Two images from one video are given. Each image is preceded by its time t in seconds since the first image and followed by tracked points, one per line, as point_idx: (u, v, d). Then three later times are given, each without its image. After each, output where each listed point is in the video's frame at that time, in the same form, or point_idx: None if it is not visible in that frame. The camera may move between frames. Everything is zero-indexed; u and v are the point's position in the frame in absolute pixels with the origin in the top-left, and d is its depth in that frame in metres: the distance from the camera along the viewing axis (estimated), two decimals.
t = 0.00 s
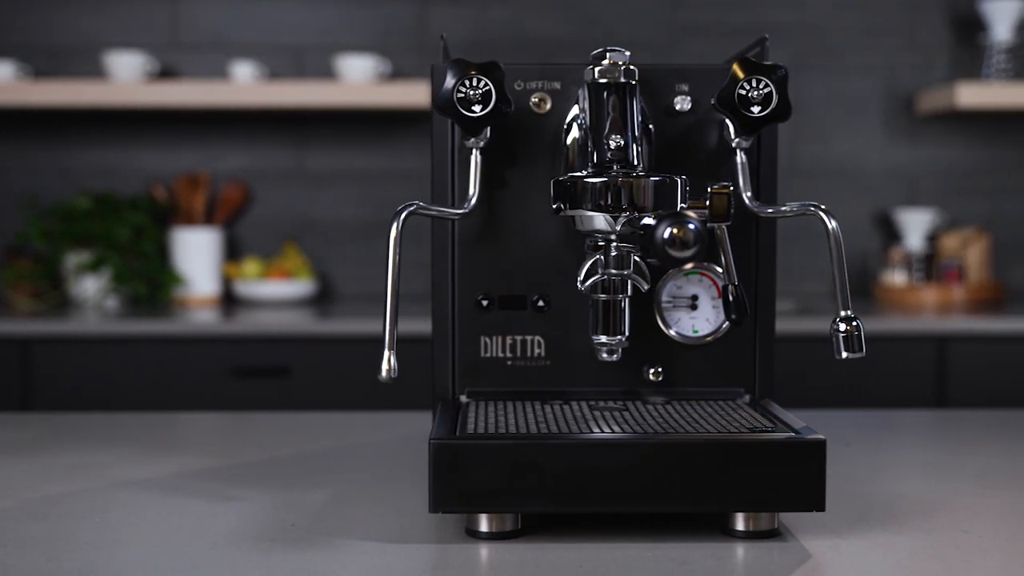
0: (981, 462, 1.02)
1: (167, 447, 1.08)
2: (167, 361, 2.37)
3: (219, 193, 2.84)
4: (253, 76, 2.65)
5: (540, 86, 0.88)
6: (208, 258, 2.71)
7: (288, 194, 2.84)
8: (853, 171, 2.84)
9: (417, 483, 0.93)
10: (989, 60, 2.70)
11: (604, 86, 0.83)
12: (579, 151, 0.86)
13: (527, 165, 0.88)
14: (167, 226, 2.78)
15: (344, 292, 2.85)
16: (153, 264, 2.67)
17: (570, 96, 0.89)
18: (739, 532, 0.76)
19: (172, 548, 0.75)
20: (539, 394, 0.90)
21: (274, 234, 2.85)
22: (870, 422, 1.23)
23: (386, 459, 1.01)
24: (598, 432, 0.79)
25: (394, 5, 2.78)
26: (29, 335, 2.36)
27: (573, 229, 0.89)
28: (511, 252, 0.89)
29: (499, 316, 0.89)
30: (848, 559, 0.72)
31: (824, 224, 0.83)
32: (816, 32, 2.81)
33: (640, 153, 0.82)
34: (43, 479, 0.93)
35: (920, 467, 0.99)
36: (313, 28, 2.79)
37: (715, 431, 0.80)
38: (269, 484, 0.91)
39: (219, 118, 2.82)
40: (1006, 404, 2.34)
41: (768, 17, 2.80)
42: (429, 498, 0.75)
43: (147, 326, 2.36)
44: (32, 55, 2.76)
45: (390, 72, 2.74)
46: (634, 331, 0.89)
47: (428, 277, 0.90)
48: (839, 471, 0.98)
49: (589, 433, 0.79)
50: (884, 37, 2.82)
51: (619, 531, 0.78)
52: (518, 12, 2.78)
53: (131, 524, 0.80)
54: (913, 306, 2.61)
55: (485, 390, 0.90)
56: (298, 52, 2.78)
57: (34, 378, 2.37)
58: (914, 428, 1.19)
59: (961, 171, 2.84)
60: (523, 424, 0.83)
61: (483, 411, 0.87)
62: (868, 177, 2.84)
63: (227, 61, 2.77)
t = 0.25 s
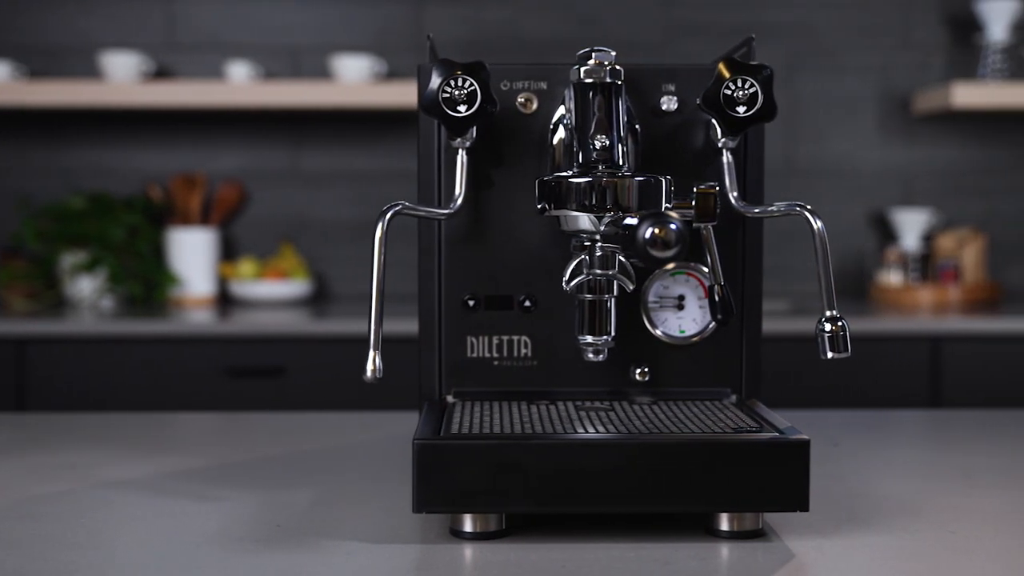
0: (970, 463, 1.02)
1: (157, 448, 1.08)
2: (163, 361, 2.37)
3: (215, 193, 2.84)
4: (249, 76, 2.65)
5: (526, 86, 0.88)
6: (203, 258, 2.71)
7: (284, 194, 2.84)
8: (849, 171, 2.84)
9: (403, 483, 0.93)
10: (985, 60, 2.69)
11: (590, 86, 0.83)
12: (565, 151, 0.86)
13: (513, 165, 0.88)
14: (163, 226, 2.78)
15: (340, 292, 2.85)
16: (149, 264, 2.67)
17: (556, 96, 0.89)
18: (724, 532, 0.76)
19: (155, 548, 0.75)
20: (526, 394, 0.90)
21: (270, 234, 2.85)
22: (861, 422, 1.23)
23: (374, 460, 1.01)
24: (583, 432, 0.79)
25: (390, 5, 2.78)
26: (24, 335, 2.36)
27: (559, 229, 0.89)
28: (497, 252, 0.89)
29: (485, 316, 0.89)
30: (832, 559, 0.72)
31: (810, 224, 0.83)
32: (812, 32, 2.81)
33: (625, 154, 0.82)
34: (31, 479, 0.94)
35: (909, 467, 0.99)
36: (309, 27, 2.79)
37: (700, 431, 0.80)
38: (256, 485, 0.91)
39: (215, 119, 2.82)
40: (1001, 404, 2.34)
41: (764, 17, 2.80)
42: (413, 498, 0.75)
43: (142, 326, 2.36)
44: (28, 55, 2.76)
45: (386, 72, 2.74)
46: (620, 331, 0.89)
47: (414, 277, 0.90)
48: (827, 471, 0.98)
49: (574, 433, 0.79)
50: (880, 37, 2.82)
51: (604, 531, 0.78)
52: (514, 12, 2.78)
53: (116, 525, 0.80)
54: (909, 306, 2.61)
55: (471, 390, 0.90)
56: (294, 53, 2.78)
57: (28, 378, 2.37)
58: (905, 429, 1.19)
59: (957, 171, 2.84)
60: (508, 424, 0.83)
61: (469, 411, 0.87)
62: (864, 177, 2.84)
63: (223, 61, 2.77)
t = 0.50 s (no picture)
0: (959, 463, 1.02)
1: (145, 448, 1.08)
2: (159, 361, 2.37)
3: (211, 193, 2.84)
4: (245, 76, 2.65)
5: (513, 86, 0.88)
6: (199, 259, 2.71)
7: (280, 194, 2.85)
8: (845, 171, 2.84)
9: (390, 483, 0.93)
10: (981, 60, 2.69)
11: (577, 85, 0.82)
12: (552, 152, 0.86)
13: (500, 165, 0.88)
14: (159, 226, 2.78)
15: (335, 292, 2.85)
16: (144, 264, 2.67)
17: (543, 96, 0.89)
18: (709, 532, 0.76)
19: (138, 548, 0.75)
20: (513, 394, 0.90)
21: (266, 234, 2.85)
22: (854, 423, 1.22)
23: (362, 460, 1.01)
24: (569, 433, 0.79)
25: (386, 6, 2.78)
26: (18, 335, 2.37)
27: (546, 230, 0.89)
28: (484, 253, 0.89)
29: (472, 316, 0.89)
30: (816, 559, 0.73)
31: (796, 224, 0.83)
32: (808, 32, 2.81)
33: (611, 154, 0.82)
34: (18, 479, 0.94)
35: (896, 468, 1.00)
36: (305, 27, 2.79)
37: (686, 431, 0.80)
38: (243, 485, 0.91)
39: (211, 119, 2.82)
40: (996, 404, 2.33)
41: (760, 17, 2.80)
42: (397, 499, 0.75)
43: (136, 326, 2.36)
44: (24, 55, 2.76)
45: (382, 73, 2.74)
46: (607, 331, 0.89)
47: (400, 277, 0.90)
48: (816, 471, 0.98)
49: (560, 433, 0.79)
50: (876, 37, 2.82)
51: (588, 532, 0.78)
52: (510, 12, 2.78)
53: (101, 525, 0.80)
54: (905, 306, 2.61)
55: (459, 390, 0.90)
56: (289, 53, 2.78)
57: (23, 378, 2.37)
58: (897, 429, 1.19)
59: (953, 171, 2.84)
60: (494, 424, 0.83)
61: (455, 411, 0.87)
62: (860, 177, 2.84)
63: (218, 61, 2.77)
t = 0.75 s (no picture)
0: (949, 463, 1.02)
1: (135, 448, 1.08)
2: (155, 361, 2.37)
3: (207, 194, 2.84)
4: (240, 76, 2.65)
5: (501, 86, 0.88)
6: (195, 259, 2.71)
7: (276, 194, 2.85)
8: (841, 171, 2.84)
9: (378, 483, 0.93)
10: (977, 60, 2.69)
11: (564, 85, 0.82)
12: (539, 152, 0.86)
13: (488, 166, 0.88)
14: (156, 226, 2.78)
15: (331, 292, 2.85)
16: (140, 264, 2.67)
17: (531, 96, 0.89)
18: (695, 532, 0.76)
19: (124, 548, 0.75)
20: (500, 394, 0.90)
21: (262, 234, 2.85)
22: (847, 423, 1.22)
23: (351, 460, 1.01)
24: (556, 433, 0.79)
25: (382, 6, 2.78)
26: (13, 335, 2.37)
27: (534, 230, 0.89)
28: (472, 253, 0.89)
29: (460, 316, 0.89)
30: (800, 559, 0.73)
31: (782, 224, 0.83)
32: (805, 32, 2.81)
33: (598, 154, 0.82)
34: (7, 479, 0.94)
35: (884, 468, 1.00)
36: (301, 27, 2.79)
37: (672, 431, 0.80)
38: (231, 486, 0.91)
39: (207, 119, 2.82)
40: (992, 404, 2.33)
41: (756, 17, 2.80)
42: (383, 499, 0.75)
43: (131, 326, 2.36)
44: (20, 55, 2.76)
45: (378, 73, 2.74)
46: (595, 331, 0.89)
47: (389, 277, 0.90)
48: (807, 471, 0.98)
49: (547, 433, 0.79)
50: (872, 37, 2.82)
51: (574, 532, 0.78)
52: (507, 12, 2.78)
53: (88, 525, 0.80)
54: (900, 306, 2.61)
55: (447, 390, 0.90)
56: (286, 53, 2.78)
57: (19, 378, 2.37)
58: (890, 429, 1.19)
59: (949, 171, 2.84)
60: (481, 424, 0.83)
61: (443, 411, 0.87)
62: (856, 177, 2.84)
63: (215, 61, 2.77)
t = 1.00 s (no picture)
0: (941, 463, 1.01)
1: (125, 448, 1.08)
2: (150, 361, 2.37)
3: (204, 194, 2.83)
4: (236, 76, 2.65)
5: (490, 86, 0.88)
6: (192, 259, 2.71)
7: (272, 194, 2.85)
8: (837, 171, 2.84)
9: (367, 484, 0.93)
10: (974, 60, 2.69)
11: (551, 85, 0.82)
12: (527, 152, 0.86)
13: (476, 166, 0.88)
14: (152, 226, 2.77)
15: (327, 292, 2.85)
16: (137, 265, 2.66)
17: (519, 96, 0.89)
18: (682, 532, 0.76)
19: (110, 548, 0.75)
20: (489, 394, 0.90)
21: (258, 234, 2.85)
22: (842, 423, 1.22)
23: (341, 460, 1.01)
24: (543, 433, 0.79)
25: (379, 6, 2.77)
26: (9, 336, 2.36)
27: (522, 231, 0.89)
28: (461, 253, 0.89)
29: (449, 316, 0.89)
30: (786, 559, 0.73)
31: (771, 225, 0.83)
32: (801, 32, 2.81)
33: (586, 154, 0.82)
34: None
35: (874, 468, 0.99)
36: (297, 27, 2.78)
37: (660, 431, 0.80)
38: (220, 487, 0.91)
39: (203, 119, 2.82)
40: (988, 405, 2.33)
41: (753, 17, 2.80)
42: (369, 499, 0.75)
43: (126, 327, 2.35)
44: (17, 56, 2.76)
45: (375, 73, 2.74)
46: (584, 331, 0.89)
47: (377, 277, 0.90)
48: (798, 471, 0.98)
49: (535, 433, 0.79)
50: (869, 37, 2.82)
51: (561, 532, 0.78)
52: (503, 12, 2.78)
53: (75, 525, 0.80)
54: (896, 306, 2.60)
55: (436, 390, 0.90)
56: (282, 53, 2.78)
57: (14, 378, 2.37)
58: (884, 430, 1.18)
59: (946, 171, 2.84)
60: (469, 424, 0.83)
61: (432, 411, 0.87)
62: (853, 177, 2.84)
63: (211, 62, 2.77)
